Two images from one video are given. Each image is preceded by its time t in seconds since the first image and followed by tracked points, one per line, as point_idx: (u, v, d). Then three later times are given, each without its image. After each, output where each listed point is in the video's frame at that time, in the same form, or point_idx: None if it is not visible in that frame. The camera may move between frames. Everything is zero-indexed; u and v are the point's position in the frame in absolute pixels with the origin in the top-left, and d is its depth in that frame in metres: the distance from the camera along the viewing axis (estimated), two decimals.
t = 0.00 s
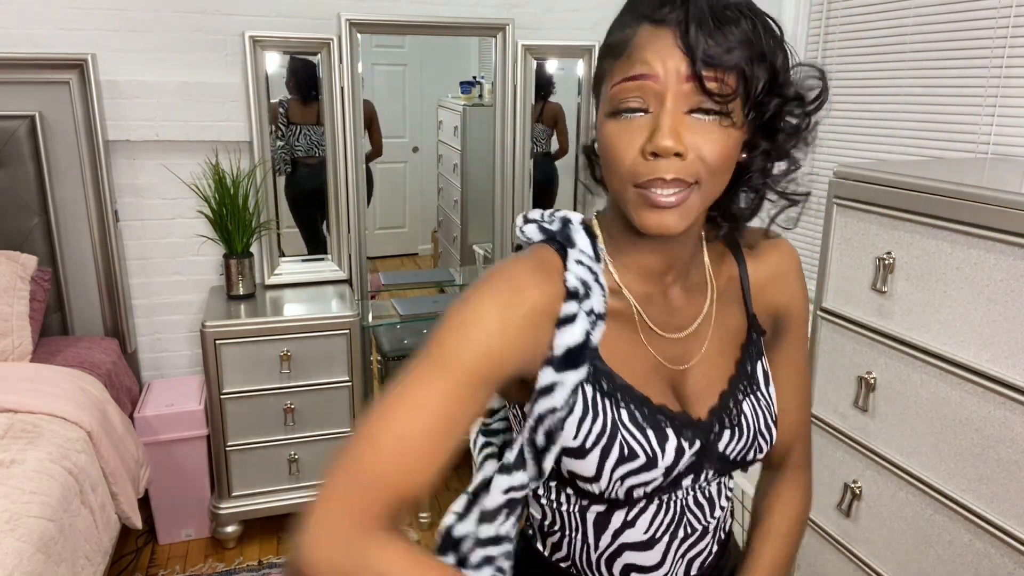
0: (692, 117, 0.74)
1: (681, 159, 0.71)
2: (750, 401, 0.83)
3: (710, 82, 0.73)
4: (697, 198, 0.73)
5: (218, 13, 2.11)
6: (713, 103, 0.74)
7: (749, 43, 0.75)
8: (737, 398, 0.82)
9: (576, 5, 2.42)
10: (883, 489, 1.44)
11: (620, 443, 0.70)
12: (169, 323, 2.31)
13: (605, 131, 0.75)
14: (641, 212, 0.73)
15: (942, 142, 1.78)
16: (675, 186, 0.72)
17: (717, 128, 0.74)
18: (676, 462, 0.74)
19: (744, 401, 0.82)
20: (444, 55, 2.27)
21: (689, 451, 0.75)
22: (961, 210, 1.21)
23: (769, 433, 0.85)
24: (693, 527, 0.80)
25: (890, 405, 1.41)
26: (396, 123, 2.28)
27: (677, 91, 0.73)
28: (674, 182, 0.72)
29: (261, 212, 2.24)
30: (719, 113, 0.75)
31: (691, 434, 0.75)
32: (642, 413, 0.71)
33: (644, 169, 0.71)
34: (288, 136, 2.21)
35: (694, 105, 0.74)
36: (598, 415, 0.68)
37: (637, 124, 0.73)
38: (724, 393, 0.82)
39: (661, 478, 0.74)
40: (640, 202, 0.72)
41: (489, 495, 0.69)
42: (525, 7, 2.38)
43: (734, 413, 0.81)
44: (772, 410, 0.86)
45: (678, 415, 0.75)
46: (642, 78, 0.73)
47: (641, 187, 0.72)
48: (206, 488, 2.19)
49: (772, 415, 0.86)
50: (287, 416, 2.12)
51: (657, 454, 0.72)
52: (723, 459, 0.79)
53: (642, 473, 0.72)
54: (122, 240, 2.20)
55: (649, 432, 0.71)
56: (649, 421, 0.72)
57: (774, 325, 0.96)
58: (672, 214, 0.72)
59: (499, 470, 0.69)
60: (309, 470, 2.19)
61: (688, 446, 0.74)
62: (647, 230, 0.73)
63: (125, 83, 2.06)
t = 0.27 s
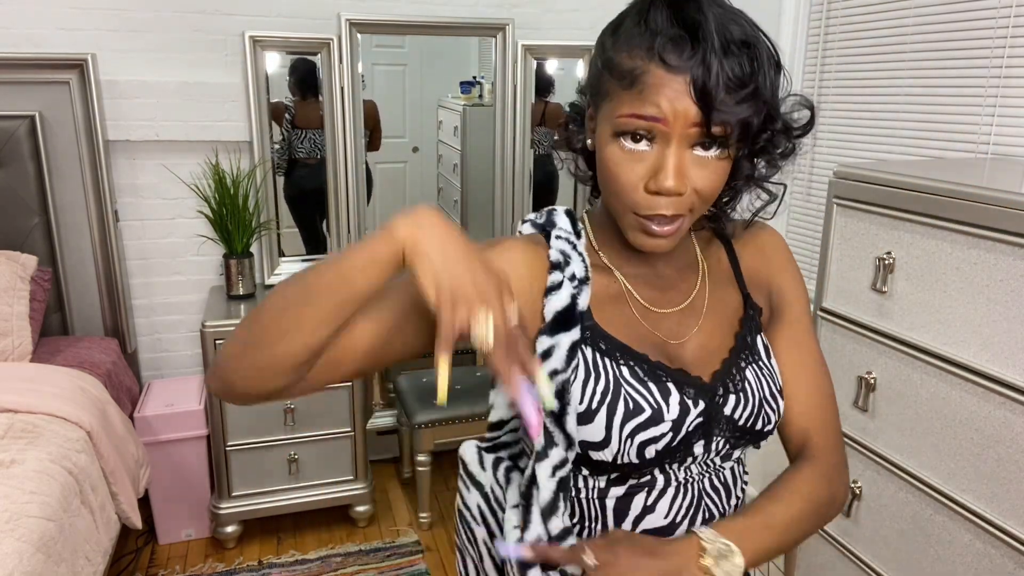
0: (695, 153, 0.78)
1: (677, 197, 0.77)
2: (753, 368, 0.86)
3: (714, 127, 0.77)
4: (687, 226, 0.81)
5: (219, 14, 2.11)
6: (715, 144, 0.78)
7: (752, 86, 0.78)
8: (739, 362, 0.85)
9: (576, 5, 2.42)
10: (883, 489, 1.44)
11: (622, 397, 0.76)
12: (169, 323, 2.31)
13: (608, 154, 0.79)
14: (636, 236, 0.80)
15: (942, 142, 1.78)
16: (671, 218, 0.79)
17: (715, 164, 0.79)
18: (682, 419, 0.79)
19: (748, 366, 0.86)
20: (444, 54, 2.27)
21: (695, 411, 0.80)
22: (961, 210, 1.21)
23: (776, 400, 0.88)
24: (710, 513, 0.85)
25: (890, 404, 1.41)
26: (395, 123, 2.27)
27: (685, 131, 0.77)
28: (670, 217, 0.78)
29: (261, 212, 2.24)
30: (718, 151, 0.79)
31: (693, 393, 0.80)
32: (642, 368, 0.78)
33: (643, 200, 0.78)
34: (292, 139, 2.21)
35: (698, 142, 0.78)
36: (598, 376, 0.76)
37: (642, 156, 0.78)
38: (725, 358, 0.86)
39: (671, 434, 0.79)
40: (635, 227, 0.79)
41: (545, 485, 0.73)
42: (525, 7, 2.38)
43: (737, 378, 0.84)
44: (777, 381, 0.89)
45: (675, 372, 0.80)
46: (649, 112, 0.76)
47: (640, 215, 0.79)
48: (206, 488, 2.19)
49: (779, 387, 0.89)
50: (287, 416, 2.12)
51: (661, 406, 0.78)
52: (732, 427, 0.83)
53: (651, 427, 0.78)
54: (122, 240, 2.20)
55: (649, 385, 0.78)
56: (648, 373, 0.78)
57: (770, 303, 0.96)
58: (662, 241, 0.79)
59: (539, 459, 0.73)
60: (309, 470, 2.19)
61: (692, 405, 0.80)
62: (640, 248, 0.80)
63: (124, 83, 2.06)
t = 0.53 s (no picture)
0: (693, 175, 0.81)
1: (671, 216, 0.80)
2: (753, 356, 0.87)
3: (713, 154, 0.80)
4: (678, 241, 0.84)
5: (219, 14, 2.11)
6: (712, 168, 0.81)
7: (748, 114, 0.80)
8: (740, 350, 0.87)
9: (576, 5, 2.42)
10: (883, 489, 1.44)
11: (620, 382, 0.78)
12: (169, 323, 2.31)
13: (610, 170, 0.82)
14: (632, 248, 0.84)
15: (942, 142, 1.78)
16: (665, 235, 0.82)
17: (711, 186, 0.82)
18: (683, 404, 0.80)
19: (748, 354, 0.87)
20: (444, 54, 2.27)
21: (695, 396, 0.81)
22: (961, 210, 1.21)
23: (778, 390, 0.88)
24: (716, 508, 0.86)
25: (890, 404, 1.41)
26: (396, 123, 2.27)
27: (685, 155, 0.79)
28: (664, 233, 0.82)
29: (261, 212, 2.24)
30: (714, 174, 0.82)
31: (693, 378, 0.81)
32: (638, 355, 0.81)
33: (640, 216, 0.81)
34: (298, 144, 2.22)
35: (697, 165, 0.80)
36: (597, 365, 0.79)
37: (642, 175, 0.80)
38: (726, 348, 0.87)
39: (672, 419, 0.80)
40: (630, 238, 0.83)
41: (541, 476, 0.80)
42: (524, 7, 2.38)
43: (736, 364, 0.85)
44: (778, 371, 0.90)
45: (674, 358, 0.82)
46: (650, 134, 0.79)
47: (638, 229, 0.82)
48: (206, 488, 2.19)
49: (782, 379, 0.90)
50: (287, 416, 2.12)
51: (660, 390, 0.79)
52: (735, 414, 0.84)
53: (652, 411, 0.79)
54: (122, 240, 2.20)
55: (648, 369, 0.80)
56: (645, 359, 0.81)
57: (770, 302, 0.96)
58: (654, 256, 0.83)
59: (535, 451, 0.80)
60: (309, 470, 2.19)
61: (692, 390, 0.81)
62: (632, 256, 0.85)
63: (124, 83, 2.06)
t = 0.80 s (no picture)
0: (713, 137, 0.82)
1: (691, 171, 0.80)
2: (734, 361, 0.89)
3: (737, 115, 0.83)
4: (691, 207, 0.83)
5: (219, 13, 2.11)
6: (730, 132, 0.84)
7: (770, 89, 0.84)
8: (721, 357, 0.89)
9: (576, 5, 2.42)
10: (882, 489, 1.44)
11: (595, 390, 0.80)
12: (169, 323, 2.31)
13: (631, 121, 0.82)
14: (642, 206, 0.81)
15: (942, 142, 1.78)
16: (681, 190, 0.80)
17: (723, 150, 0.83)
18: (656, 410, 0.82)
19: (728, 360, 0.89)
20: (444, 54, 2.27)
21: (669, 402, 0.82)
22: (961, 211, 1.21)
23: (761, 396, 0.91)
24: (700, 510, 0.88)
25: (890, 404, 1.41)
26: (396, 123, 2.27)
27: (710, 112, 0.82)
28: (680, 189, 0.80)
29: (261, 212, 2.24)
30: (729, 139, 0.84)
31: (668, 385, 0.83)
32: (611, 362, 0.81)
33: (660, 167, 0.80)
34: (298, 144, 2.22)
35: (718, 126, 0.82)
36: (571, 372, 0.80)
37: (666, 127, 0.81)
38: (709, 355, 0.89)
39: (645, 425, 0.82)
40: (645, 197, 0.81)
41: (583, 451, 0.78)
42: (524, 7, 2.38)
43: (717, 371, 0.87)
44: (761, 377, 0.92)
45: (651, 365, 0.83)
46: (682, 87, 0.81)
47: (653, 182, 0.80)
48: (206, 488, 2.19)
49: (764, 383, 0.92)
50: (287, 416, 2.12)
51: (632, 398, 0.81)
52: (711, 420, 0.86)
53: (621, 418, 0.81)
54: (122, 241, 2.20)
55: (620, 377, 0.81)
56: (620, 367, 0.82)
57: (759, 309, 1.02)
58: (665, 216, 0.81)
59: (561, 434, 0.79)
60: (309, 470, 2.19)
61: (666, 397, 0.82)
62: (640, 224, 0.82)
63: (124, 83, 2.06)
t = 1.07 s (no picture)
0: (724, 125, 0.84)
1: (706, 150, 0.80)
2: (724, 367, 0.89)
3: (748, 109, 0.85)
4: (700, 191, 0.81)
5: (219, 13, 2.11)
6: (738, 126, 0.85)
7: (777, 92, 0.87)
8: (710, 363, 0.89)
9: (576, 5, 2.42)
10: (882, 489, 1.44)
11: (580, 410, 0.81)
12: (169, 323, 2.31)
13: (648, 98, 0.82)
14: (653, 182, 0.80)
15: (942, 142, 1.78)
16: (694, 168, 0.79)
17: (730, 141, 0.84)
18: (642, 429, 0.83)
19: (717, 366, 0.89)
20: (444, 54, 2.27)
21: (657, 417, 0.83)
22: (961, 210, 1.21)
23: (754, 400, 0.90)
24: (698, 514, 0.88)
25: (890, 404, 1.41)
26: (396, 123, 2.27)
27: (726, 100, 0.83)
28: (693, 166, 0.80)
29: (261, 212, 2.23)
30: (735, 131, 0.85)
31: (655, 400, 0.83)
32: (595, 384, 0.83)
33: (676, 142, 0.79)
34: (298, 144, 2.22)
35: (728, 117, 0.84)
36: (555, 395, 0.82)
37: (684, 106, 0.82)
38: (698, 360, 0.89)
39: (632, 444, 0.83)
40: (657, 171, 0.80)
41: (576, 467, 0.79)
42: (525, 7, 2.38)
43: (706, 378, 0.87)
44: (754, 380, 0.91)
45: (636, 381, 0.84)
46: (699, 72, 0.83)
47: (665, 158, 0.80)
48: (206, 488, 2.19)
49: (758, 387, 0.91)
50: (287, 415, 2.12)
51: (617, 418, 0.82)
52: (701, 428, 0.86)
53: (608, 439, 0.82)
54: (122, 241, 2.20)
55: (604, 398, 0.82)
56: (603, 388, 0.83)
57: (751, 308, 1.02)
58: (675, 193, 0.80)
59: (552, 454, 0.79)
60: (309, 470, 2.19)
61: (654, 412, 0.83)
62: (648, 204, 0.80)
63: (124, 83, 2.06)
